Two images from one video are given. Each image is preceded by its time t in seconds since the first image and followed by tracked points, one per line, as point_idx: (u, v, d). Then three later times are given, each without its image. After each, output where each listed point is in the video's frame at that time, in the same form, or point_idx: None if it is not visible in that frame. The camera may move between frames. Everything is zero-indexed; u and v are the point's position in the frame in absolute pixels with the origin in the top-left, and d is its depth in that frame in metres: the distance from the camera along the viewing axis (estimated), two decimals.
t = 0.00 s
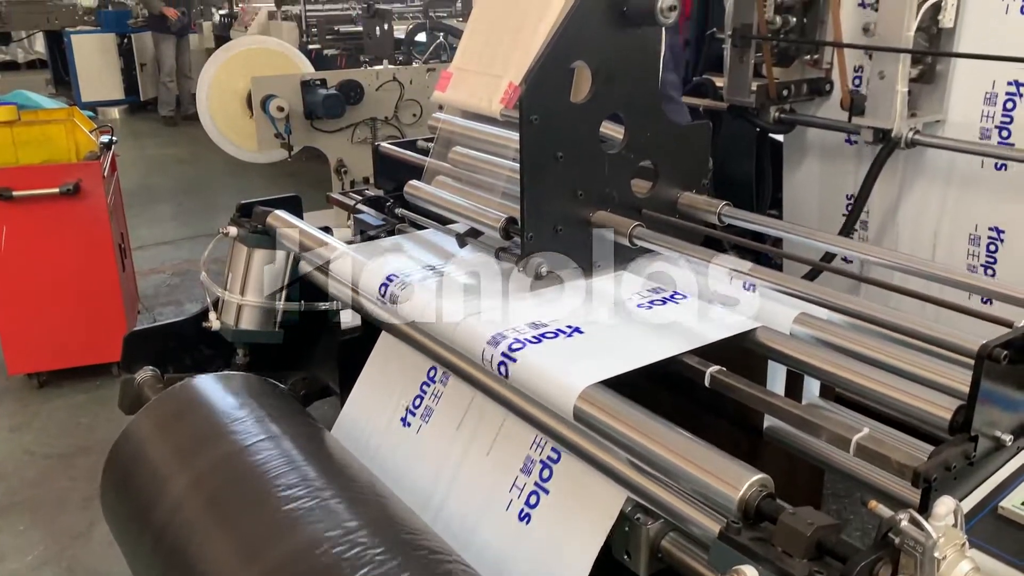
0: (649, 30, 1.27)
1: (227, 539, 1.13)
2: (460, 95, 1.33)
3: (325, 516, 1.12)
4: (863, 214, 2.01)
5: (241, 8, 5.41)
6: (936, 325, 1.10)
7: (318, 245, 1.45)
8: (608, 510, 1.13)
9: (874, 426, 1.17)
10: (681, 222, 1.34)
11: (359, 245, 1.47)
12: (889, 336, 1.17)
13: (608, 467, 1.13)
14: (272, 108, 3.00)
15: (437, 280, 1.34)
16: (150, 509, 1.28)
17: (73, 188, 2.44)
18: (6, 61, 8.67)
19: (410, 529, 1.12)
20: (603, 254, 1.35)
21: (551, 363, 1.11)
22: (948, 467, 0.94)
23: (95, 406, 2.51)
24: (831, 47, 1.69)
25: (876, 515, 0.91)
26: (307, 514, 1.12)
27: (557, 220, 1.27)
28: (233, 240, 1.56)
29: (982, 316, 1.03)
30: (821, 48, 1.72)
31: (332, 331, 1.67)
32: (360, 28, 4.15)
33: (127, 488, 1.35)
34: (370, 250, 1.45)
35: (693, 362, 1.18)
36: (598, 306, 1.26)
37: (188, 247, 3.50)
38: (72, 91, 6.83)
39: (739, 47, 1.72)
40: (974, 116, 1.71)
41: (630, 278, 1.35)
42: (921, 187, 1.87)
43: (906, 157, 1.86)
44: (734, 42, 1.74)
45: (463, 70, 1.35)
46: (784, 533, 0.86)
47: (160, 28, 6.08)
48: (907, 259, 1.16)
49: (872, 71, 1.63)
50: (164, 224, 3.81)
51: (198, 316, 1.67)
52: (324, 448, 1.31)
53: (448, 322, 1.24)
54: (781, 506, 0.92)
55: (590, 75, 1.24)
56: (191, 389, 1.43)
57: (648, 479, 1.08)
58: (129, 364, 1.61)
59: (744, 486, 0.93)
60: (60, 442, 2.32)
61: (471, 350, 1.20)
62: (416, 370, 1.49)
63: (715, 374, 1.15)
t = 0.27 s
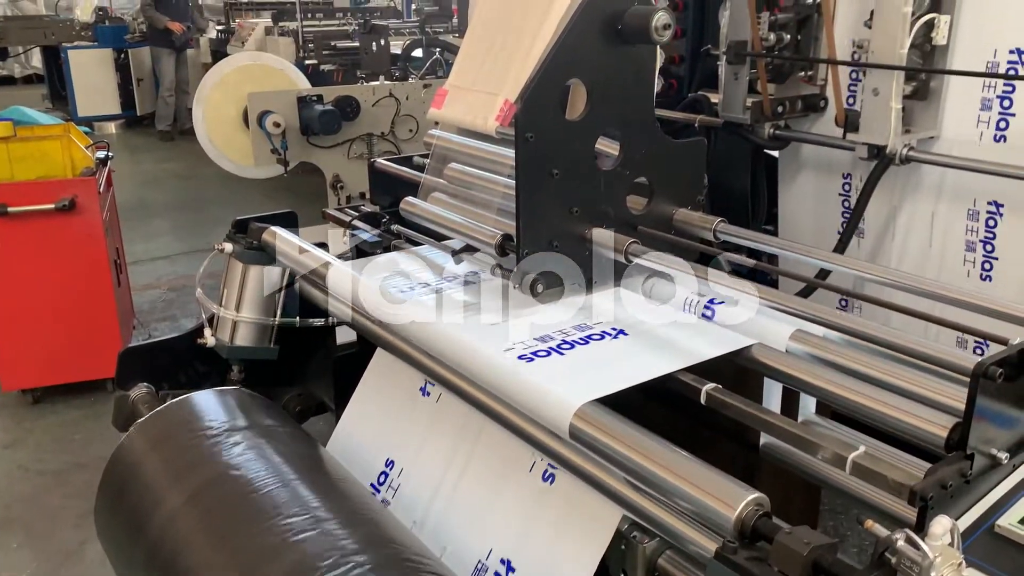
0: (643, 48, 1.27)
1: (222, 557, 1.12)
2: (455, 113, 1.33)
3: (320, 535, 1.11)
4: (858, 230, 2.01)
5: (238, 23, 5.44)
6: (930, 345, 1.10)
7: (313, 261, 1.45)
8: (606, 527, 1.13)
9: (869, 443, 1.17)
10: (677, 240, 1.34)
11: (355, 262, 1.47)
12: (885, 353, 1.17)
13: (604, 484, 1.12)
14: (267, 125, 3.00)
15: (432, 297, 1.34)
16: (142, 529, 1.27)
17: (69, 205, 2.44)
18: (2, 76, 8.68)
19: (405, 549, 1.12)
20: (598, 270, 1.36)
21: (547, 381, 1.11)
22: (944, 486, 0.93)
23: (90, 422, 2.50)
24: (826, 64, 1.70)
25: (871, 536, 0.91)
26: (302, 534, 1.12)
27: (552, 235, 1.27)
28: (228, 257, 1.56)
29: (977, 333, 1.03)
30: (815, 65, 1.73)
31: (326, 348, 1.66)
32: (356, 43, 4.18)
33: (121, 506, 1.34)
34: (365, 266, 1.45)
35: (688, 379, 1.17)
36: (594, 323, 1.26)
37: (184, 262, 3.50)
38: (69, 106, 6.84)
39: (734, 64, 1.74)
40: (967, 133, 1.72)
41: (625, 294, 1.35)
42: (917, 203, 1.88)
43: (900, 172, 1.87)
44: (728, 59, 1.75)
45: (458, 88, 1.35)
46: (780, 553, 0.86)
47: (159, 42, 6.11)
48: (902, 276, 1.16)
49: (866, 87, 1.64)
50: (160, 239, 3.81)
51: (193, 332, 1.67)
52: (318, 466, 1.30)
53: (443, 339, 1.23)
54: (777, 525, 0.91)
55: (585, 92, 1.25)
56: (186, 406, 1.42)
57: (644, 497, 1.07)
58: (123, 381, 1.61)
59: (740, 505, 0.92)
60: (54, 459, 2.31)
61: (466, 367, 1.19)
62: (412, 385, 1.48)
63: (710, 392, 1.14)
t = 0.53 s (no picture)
0: (637, 66, 1.28)
1: None
2: (451, 130, 1.33)
3: (314, 555, 1.11)
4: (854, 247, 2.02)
5: (235, 39, 5.47)
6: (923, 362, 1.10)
7: (309, 278, 1.45)
8: (600, 547, 1.12)
9: (865, 460, 1.16)
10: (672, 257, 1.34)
11: (351, 278, 1.47)
12: (881, 370, 1.16)
13: (601, 504, 1.12)
14: (264, 140, 2.99)
15: (427, 313, 1.34)
16: (136, 548, 1.26)
17: (64, 220, 2.44)
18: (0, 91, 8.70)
19: (399, 569, 1.11)
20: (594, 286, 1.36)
21: (542, 398, 1.11)
22: (940, 503, 0.93)
23: (85, 439, 2.49)
24: (820, 80, 1.71)
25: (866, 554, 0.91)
26: (297, 552, 1.11)
27: (548, 253, 1.27)
28: (224, 273, 1.56)
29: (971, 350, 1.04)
30: (809, 81, 1.74)
31: (322, 364, 1.66)
32: (353, 59, 4.19)
33: (114, 525, 1.34)
34: (361, 283, 1.45)
35: (683, 397, 1.16)
36: (585, 341, 1.26)
37: (180, 277, 3.49)
38: (66, 120, 6.85)
39: (728, 80, 1.75)
40: (961, 148, 1.73)
41: (620, 311, 1.36)
42: (912, 219, 1.89)
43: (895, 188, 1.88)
44: (722, 76, 1.76)
45: (454, 105, 1.35)
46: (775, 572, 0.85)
47: (157, 58, 6.13)
48: (897, 292, 1.16)
49: (859, 103, 1.65)
50: (157, 254, 3.81)
51: (188, 348, 1.67)
52: (313, 483, 1.30)
53: (440, 357, 1.22)
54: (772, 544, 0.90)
55: (580, 110, 1.25)
56: (182, 424, 1.42)
57: (641, 515, 1.06)
58: (119, 399, 1.61)
59: (735, 524, 0.91)
60: (48, 476, 2.30)
61: (463, 385, 1.19)
62: (408, 402, 1.48)
63: (705, 409, 1.13)
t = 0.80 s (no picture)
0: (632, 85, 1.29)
1: None
2: (448, 148, 1.34)
3: None
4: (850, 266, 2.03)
5: (233, 54, 5.50)
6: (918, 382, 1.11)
7: (305, 295, 1.45)
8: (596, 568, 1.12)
9: (861, 480, 1.16)
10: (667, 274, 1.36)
11: (348, 295, 1.47)
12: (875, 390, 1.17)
13: (596, 525, 1.11)
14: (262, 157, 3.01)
15: (423, 331, 1.34)
16: (129, 569, 1.25)
17: (61, 237, 2.43)
18: None
19: None
20: (589, 304, 1.36)
21: (537, 416, 1.10)
22: (936, 525, 0.92)
23: (79, 456, 2.48)
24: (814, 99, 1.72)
25: None
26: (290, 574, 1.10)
27: (543, 270, 1.28)
28: (220, 290, 1.56)
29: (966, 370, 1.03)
30: (804, 100, 1.75)
31: (316, 382, 1.66)
32: (350, 75, 4.21)
33: (108, 544, 1.33)
34: (357, 301, 1.45)
35: (679, 416, 1.16)
36: (580, 360, 1.25)
37: (177, 293, 3.49)
38: (64, 135, 6.87)
39: (723, 98, 1.75)
40: (955, 166, 1.74)
41: (616, 328, 1.36)
42: (907, 238, 1.89)
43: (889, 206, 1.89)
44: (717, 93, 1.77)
45: (450, 124, 1.36)
46: None
47: (156, 73, 6.17)
48: (893, 311, 1.16)
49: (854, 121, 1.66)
50: (154, 270, 3.81)
51: (184, 366, 1.67)
52: (308, 503, 1.29)
53: (434, 376, 1.22)
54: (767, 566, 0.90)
55: (576, 128, 1.26)
56: (176, 443, 1.41)
57: (636, 536, 1.05)
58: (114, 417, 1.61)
59: (730, 546, 0.90)
60: (42, 495, 2.29)
61: (457, 404, 1.18)
62: (403, 424, 1.47)
63: (701, 429, 1.13)
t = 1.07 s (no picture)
0: (631, 106, 1.29)
1: None
2: (448, 167, 1.34)
3: None
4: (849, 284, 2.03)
5: (234, 70, 5.52)
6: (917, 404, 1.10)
7: (304, 313, 1.45)
8: None
9: (862, 502, 1.15)
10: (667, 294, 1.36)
11: (348, 313, 1.47)
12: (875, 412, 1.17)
13: (596, 547, 1.10)
14: (261, 174, 3.02)
15: (422, 350, 1.33)
16: None
17: (60, 253, 2.43)
18: None
19: None
20: (588, 323, 1.36)
21: (535, 437, 1.09)
22: (936, 547, 0.92)
23: (77, 474, 2.48)
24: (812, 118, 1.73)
25: None
26: None
27: (542, 289, 1.28)
28: (219, 308, 1.56)
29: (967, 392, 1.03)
30: (802, 119, 1.76)
31: (315, 400, 1.67)
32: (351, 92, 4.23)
33: (104, 564, 1.32)
34: (356, 318, 1.45)
35: (678, 437, 1.16)
36: (579, 380, 1.25)
37: (176, 309, 3.49)
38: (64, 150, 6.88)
39: (720, 117, 1.76)
40: (954, 186, 1.74)
41: (615, 347, 1.36)
42: (906, 257, 1.90)
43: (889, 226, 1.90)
44: (715, 112, 1.77)
45: (450, 143, 1.36)
46: None
47: (156, 88, 6.19)
48: (894, 333, 1.15)
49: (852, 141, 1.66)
50: (152, 286, 3.81)
51: (183, 384, 1.67)
52: (305, 524, 1.29)
53: (432, 396, 1.21)
54: None
55: (575, 148, 1.26)
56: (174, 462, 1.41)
57: (635, 558, 1.05)
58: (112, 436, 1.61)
59: (730, 569, 0.90)
60: (39, 513, 2.28)
61: (456, 424, 1.17)
62: (403, 443, 1.46)
63: (700, 450, 1.13)
